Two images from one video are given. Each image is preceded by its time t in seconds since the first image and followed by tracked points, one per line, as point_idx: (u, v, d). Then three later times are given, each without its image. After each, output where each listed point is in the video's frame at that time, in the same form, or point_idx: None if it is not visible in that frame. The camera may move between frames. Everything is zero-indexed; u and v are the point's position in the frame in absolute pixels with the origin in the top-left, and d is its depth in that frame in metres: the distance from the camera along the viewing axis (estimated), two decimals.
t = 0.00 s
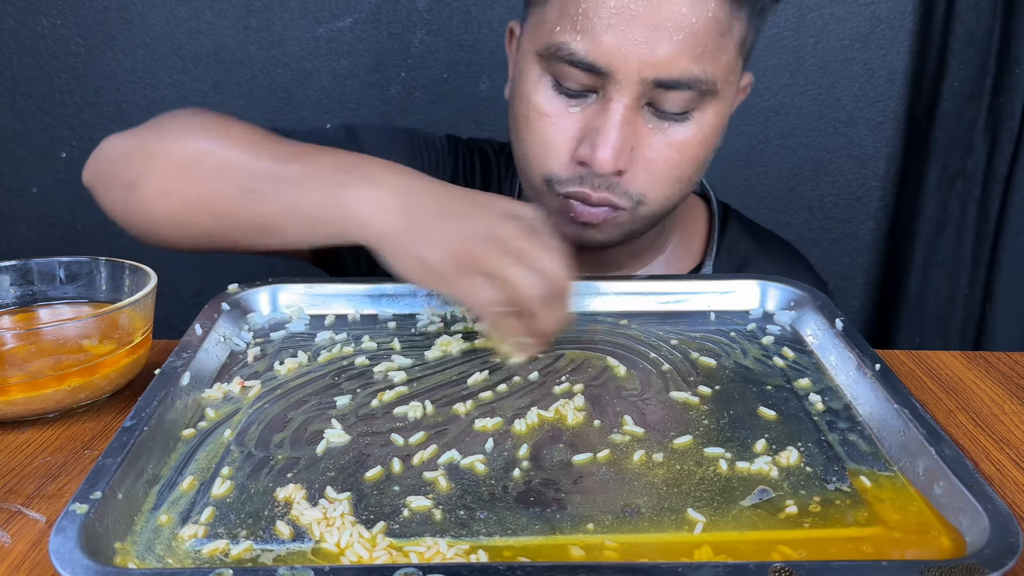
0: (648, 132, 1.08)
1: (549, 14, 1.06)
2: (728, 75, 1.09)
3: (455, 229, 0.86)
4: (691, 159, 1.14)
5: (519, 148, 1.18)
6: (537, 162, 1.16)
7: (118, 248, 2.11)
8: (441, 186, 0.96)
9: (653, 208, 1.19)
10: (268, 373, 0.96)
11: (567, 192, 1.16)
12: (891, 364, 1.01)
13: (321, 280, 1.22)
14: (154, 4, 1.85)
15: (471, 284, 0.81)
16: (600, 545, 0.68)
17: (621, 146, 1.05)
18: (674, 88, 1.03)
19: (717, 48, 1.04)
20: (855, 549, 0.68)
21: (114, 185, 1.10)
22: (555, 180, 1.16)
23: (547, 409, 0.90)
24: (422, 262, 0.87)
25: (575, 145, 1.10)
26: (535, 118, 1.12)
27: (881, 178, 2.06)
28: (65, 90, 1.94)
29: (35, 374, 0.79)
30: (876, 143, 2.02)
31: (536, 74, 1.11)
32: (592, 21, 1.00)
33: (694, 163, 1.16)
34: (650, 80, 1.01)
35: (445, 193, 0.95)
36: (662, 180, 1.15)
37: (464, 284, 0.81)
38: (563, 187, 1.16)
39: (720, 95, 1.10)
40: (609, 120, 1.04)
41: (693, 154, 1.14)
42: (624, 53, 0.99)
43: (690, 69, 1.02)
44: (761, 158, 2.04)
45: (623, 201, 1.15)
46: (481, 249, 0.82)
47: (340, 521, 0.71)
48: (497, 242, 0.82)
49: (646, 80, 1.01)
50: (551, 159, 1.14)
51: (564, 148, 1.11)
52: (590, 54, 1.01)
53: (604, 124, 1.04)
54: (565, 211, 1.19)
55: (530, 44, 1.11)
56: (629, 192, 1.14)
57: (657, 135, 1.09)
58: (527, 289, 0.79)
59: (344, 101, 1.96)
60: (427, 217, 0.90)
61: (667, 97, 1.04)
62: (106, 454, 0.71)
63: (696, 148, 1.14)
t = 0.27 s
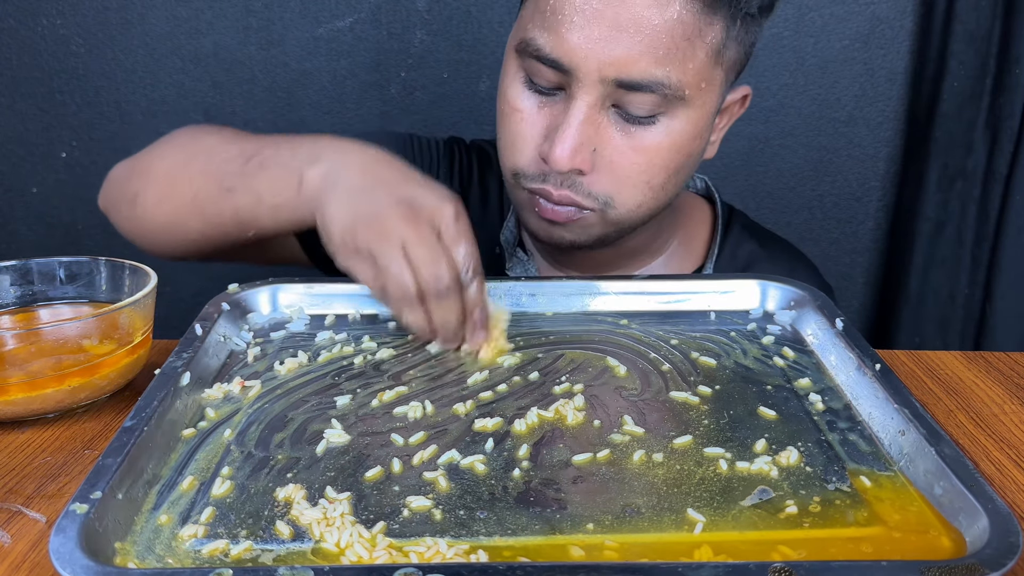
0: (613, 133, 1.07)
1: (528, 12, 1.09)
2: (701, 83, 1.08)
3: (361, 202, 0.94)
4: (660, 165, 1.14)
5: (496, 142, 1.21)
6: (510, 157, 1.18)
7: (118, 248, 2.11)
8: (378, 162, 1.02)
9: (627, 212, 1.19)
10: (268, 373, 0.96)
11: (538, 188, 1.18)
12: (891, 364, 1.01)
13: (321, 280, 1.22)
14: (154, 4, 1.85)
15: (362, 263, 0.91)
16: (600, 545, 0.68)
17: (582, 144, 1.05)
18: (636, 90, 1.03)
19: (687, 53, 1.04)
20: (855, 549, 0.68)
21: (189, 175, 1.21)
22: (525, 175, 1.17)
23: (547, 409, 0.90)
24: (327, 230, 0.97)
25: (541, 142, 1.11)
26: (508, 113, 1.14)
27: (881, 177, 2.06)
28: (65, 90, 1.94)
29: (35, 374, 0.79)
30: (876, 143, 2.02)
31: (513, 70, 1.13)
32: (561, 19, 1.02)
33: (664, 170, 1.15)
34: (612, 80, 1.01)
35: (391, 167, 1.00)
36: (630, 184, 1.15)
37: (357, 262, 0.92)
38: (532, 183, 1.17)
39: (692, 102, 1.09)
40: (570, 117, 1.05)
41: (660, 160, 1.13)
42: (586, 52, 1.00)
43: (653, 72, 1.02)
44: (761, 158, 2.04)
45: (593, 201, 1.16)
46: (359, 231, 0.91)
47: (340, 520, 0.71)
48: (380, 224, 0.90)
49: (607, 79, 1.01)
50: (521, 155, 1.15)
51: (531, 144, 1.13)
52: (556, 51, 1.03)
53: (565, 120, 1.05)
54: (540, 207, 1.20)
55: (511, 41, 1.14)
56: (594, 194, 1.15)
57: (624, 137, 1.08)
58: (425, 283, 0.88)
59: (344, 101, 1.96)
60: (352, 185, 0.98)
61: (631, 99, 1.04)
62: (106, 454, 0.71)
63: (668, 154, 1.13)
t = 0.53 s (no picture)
0: (627, 136, 1.07)
1: (543, 12, 1.08)
2: (715, 87, 1.08)
3: (376, 204, 0.96)
4: (672, 167, 1.14)
5: (507, 141, 1.20)
6: (520, 157, 1.17)
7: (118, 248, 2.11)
8: (394, 166, 1.04)
9: (637, 213, 1.19)
10: (268, 373, 0.96)
11: (548, 189, 1.17)
12: (892, 365, 1.00)
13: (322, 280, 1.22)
14: (154, 4, 1.86)
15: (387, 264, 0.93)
16: (599, 545, 0.68)
17: (596, 146, 1.05)
18: (653, 94, 1.03)
19: (703, 58, 1.04)
20: (855, 549, 0.68)
21: (199, 190, 1.20)
22: (536, 176, 1.17)
23: (547, 409, 0.90)
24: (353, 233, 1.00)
25: (554, 143, 1.10)
26: (521, 113, 1.13)
27: (881, 177, 2.06)
28: (65, 90, 1.94)
29: (35, 373, 0.79)
30: (876, 143, 2.02)
31: (527, 70, 1.12)
32: (579, 20, 1.01)
33: (676, 172, 1.15)
34: (629, 83, 1.01)
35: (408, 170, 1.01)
36: (641, 186, 1.15)
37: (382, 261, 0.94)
38: (543, 183, 1.17)
39: (705, 106, 1.09)
40: (585, 119, 1.04)
41: (672, 163, 1.13)
42: (605, 55, 1.00)
43: (670, 76, 1.02)
44: (761, 158, 2.04)
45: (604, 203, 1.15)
46: (381, 233, 0.93)
47: (339, 520, 0.71)
48: (398, 222, 0.92)
49: (624, 82, 1.01)
50: (533, 155, 1.15)
51: (545, 144, 1.12)
52: (573, 53, 1.02)
53: (581, 123, 1.05)
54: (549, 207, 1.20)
55: (525, 40, 1.13)
56: (606, 196, 1.15)
57: (638, 140, 1.08)
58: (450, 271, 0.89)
59: (344, 101, 1.96)
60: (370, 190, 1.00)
61: (646, 102, 1.04)
62: (106, 454, 0.71)
63: (680, 156, 1.13)
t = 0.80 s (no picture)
0: (639, 136, 1.07)
1: (555, 12, 1.08)
2: (726, 87, 1.09)
3: (401, 206, 0.89)
4: (683, 168, 1.14)
5: (516, 141, 1.20)
6: (530, 157, 1.17)
7: (118, 248, 2.11)
8: (418, 183, 0.99)
9: (647, 213, 1.20)
10: (268, 373, 0.96)
11: (559, 189, 1.17)
12: (892, 365, 1.00)
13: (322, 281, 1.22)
14: (154, 4, 1.86)
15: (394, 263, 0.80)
16: (599, 545, 0.68)
17: (609, 146, 1.05)
18: (665, 94, 1.03)
19: (715, 58, 1.04)
20: (855, 549, 0.68)
21: (207, 188, 1.19)
22: (546, 176, 1.17)
23: (547, 409, 0.90)
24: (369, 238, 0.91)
25: (565, 143, 1.10)
26: (532, 113, 1.13)
27: (881, 177, 2.06)
28: (65, 90, 1.94)
29: (35, 374, 0.79)
30: (876, 143, 2.02)
31: (537, 70, 1.12)
32: (592, 20, 1.01)
33: (686, 173, 1.16)
34: (642, 83, 1.01)
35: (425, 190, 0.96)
36: (652, 186, 1.15)
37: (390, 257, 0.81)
38: (553, 184, 1.17)
39: (717, 107, 1.10)
40: (598, 119, 1.04)
41: (684, 163, 1.14)
42: (618, 55, 1.00)
43: (683, 76, 1.02)
44: (761, 158, 2.04)
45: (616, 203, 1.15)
46: (399, 229, 0.83)
47: (339, 520, 0.71)
48: (425, 221, 0.82)
49: (638, 83, 1.01)
50: (543, 155, 1.15)
51: (556, 145, 1.12)
52: (586, 53, 1.02)
53: (594, 123, 1.05)
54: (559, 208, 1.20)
55: (535, 39, 1.13)
56: (616, 196, 1.15)
57: (650, 140, 1.09)
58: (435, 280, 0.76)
59: (344, 101, 1.96)
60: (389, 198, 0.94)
61: (659, 102, 1.04)
62: (106, 454, 0.71)
63: (692, 156, 1.14)
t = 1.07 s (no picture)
0: (639, 139, 1.07)
1: (560, 12, 1.08)
2: (729, 92, 1.09)
3: (410, 190, 1.01)
4: (684, 172, 1.14)
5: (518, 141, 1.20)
6: (532, 157, 1.17)
7: (118, 248, 2.11)
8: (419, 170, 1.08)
9: (648, 217, 1.19)
10: (268, 373, 0.96)
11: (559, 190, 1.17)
12: (892, 365, 1.00)
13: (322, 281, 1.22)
14: (154, 4, 1.86)
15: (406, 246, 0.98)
16: (599, 545, 0.68)
17: (609, 148, 1.05)
18: (667, 97, 1.03)
19: (719, 63, 1.04)
20: (855, 550, 0.68)
21: (210, 177, 1.19)
22: (547, 177, 1.16)
23: (547, 409, 0.90)
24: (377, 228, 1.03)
25: (566, 143, 1.10)
26: (534, 113, 1.13)
27: (881, 177, 2.06)
28: (65, 90, 1.94)
29: (35, 374, 0.79)
30: (876, 143, 2.02)
31: (541, 70, 1.12)
32: (595, 20, 1.01)
33: (687, 177, 1.15)
34: (644, 86, 1.01)
35: (426, 169, 1.07)
36: (653, 190, 1.15)
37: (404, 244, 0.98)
38: (554, 185, 1.16)
39: (719, 112, 1.10)
40: (599, 121, 1.04)
41: (685, 168, 1.13)
42: (620, 57, 1.00)
43: (686, 80, 1.02)
44: (761, 158, 2.04)
45: (616, 206, 1.15)
46: (411, 214, 0.98)
47: (339, 520, 0.71)
48: (432, 210, 0.96)
49: (640, 85, 1.01)
50: (544, 156, 1.14)
51: (557, 145, 1.12)
52: (589, 54, 1.02)
53: (595, 124, 1.05)
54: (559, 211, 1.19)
55: (541, 39, 1.13)
56: (617, 199, 1.14)
57: (651, 143, 1.08)
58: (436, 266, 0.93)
59: (344, 101, 1.96)
60: (397, 180, 1.04)
61: (660, 105, 1.04)
62: (106, 454, 0.71)
63: (693, 161, 1.13)
